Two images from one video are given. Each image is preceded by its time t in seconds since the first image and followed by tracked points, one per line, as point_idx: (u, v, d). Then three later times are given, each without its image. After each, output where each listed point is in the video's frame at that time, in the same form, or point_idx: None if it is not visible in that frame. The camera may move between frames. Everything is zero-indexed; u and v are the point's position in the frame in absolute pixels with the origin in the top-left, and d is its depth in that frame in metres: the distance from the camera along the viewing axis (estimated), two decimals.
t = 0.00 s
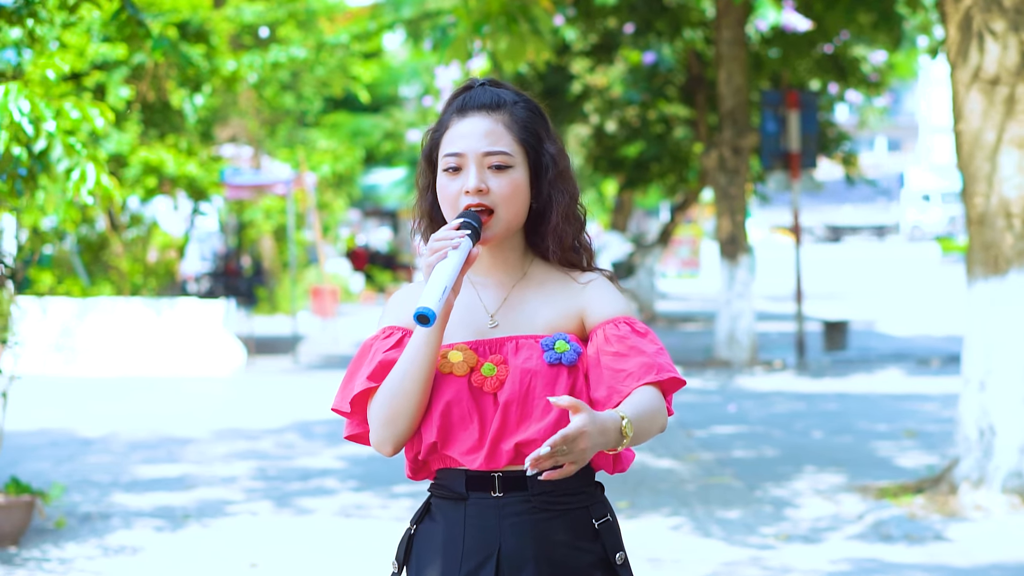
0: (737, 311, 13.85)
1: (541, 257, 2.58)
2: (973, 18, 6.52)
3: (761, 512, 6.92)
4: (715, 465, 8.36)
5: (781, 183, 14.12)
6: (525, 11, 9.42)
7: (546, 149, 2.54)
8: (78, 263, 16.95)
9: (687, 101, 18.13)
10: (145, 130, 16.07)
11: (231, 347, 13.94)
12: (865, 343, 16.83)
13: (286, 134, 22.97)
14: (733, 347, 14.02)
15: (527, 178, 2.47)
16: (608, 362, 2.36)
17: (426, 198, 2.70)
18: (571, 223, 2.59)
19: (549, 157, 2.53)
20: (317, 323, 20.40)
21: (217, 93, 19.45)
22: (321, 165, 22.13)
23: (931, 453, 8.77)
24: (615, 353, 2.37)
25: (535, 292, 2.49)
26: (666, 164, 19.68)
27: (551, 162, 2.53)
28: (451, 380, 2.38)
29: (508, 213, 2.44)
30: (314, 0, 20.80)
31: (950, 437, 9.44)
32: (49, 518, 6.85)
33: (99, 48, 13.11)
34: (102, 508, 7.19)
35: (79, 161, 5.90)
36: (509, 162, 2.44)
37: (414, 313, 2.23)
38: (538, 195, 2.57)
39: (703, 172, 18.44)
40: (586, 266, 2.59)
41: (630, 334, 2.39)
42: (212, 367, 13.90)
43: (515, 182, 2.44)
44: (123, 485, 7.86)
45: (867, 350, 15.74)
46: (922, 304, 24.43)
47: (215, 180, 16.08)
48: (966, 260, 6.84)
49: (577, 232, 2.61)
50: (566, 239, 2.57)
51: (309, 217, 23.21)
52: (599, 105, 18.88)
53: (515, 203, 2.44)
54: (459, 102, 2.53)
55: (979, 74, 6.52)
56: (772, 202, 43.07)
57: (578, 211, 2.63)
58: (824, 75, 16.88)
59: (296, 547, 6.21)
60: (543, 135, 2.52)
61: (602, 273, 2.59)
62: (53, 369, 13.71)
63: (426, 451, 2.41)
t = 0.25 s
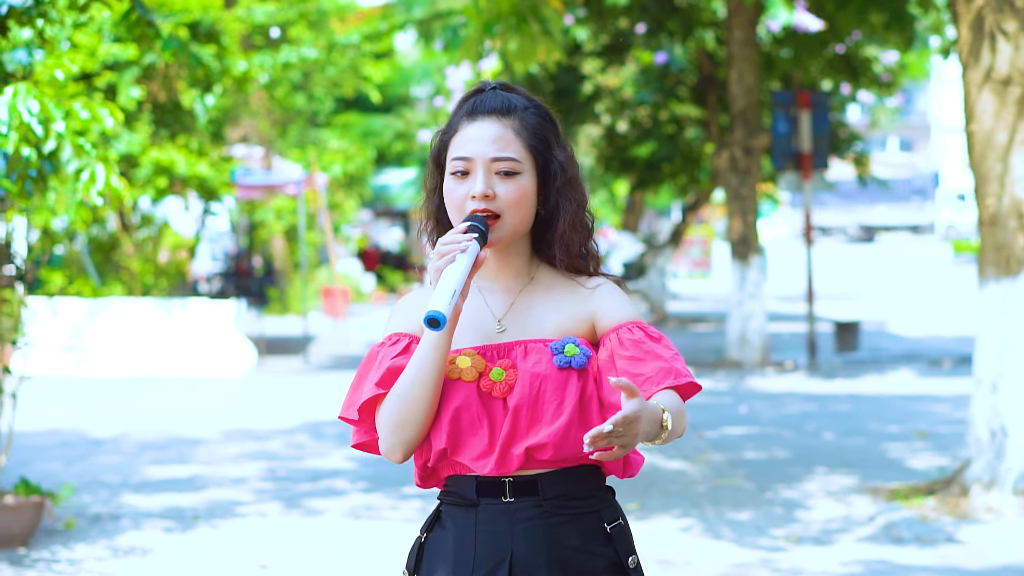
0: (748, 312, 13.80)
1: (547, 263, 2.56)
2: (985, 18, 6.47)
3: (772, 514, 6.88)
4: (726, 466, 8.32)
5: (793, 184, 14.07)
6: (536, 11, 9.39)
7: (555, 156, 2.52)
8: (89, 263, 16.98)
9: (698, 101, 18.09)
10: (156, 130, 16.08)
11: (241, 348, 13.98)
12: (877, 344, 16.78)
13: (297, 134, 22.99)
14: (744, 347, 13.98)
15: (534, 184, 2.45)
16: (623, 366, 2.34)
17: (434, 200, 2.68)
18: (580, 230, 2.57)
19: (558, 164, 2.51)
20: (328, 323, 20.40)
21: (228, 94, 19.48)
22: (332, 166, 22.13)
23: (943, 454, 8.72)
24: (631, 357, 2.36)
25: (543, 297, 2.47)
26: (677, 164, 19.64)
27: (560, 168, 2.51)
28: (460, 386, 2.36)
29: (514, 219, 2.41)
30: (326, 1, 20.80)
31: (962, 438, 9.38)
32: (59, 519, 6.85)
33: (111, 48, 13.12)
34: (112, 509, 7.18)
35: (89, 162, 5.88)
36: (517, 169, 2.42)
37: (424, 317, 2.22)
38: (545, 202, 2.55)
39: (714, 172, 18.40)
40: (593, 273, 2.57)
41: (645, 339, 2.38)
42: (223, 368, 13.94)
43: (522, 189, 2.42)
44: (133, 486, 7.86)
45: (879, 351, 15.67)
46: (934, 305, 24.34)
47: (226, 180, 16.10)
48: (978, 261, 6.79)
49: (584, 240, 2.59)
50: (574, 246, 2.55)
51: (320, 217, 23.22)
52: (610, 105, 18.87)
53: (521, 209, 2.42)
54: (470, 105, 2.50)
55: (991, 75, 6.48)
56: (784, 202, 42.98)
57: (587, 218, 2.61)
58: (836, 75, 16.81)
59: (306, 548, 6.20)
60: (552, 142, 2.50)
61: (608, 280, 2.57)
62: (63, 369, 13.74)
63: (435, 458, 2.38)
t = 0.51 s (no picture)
0: (759, 312, 13.75)
1: (555, 268, 2.54)
2: (996, 18, 6.41)
3: (782, 515, 6.83)
4: (736, 467, 8.29)
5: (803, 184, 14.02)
6: (546, 11, 9.36)
7: (564, 162, 2.50)
8: (99, 263, 16.99)
9: (708, 101, 18.04)
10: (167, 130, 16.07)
11: (252, 347, 13.97)
12: (887, 344, 16.71)
13: (308, 135, 22.99)
14: (755, 348, 13.93)
15: (543, 190, 2.43)
16: (638, 371, 2.32)
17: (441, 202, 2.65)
18: (587, 237, 2.55)
19: (567, 170, 2.49)
20: (337, 323, 20.39)
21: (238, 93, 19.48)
22: (342, 166, 22.12)
23: (954, 455, 8.66)
24: (646, 363, 2.33)
25: (552, 303, 2.45)
26: (687, 164, 19.61)
27: (569, 174, 2.49)
28: (469, 390, 2.33)
29: (522, 224, 2.39)
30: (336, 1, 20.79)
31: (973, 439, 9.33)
32: (68, 520, 6.84)
33: (121, 48, 13.13)
34: (121, 510, 7.17)
35: (98, 162, 5.86)
36: (526, 174, 2.40)
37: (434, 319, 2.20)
38: (553, 208, 2.53)
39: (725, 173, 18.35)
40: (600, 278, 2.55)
41: (660, 345, 2.36)
42: (233, 368, 13.93)
43: (531, 194, 2.39)
44: (142, 486, 7.85)
45: (890, 351, 15.61)
46: (945, 305, 24.24)
47: (236, 180, 16.12)
48: (989, 262, 6.74)
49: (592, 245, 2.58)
50: (582, 253, 2.53)
51: (330, 217, 23.22)
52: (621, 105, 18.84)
53: (530, 215, 2.39)
54: (480, 108, 2.48)
55: (1002, 75, 6.44)
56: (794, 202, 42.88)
57: (594, 224, 2.59)
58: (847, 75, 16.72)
59: (314, 549, 6.18)
60: (562, 148, 2.48)
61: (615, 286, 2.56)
62: (74, 369, 13.72)
63: (445, 463, 2.35)
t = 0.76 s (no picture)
0: (769, 312, 13.72)
1: (563, 269, 2.53)
2: (1007, 17, 6.37)
3: (792, 516, 6.81)
4: (746, 467, 8.26)
5: (813, 183, 13.96)
6: (555, 11, 9.34)
7: (573, 163, 2.49)
8: (109, 262, 17.03)
9: (719, 101, 18.00)
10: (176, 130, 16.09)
11: (261, 348, 14.03)
12: (898, 344, 16.67)
13: (317, 134, 23.00)
14: (765, 348, 13.89)
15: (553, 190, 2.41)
16: (654, 373, 2.32)
17: (449, 200, 2.64)
18: (597, 237, 2.55)
19: (577, 171, 2.49)
20: (347, 323, 20.40)
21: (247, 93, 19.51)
22: (352, 166, 22.13)
23: (965, 455, 8.62)
24: (661, 364, 2.33)
25: (562, 303, 2.44)
26: (697, 164, 19.60)
27: (579, 175, 2.50)
28: (481, 391, 2.31)
29: (532, 223, 2.37)
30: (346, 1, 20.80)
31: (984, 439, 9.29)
32: (77, 519, 6.84)
33: (131, 48, 13.15)
34: (131, 509, 7.17)
35: (107, 161, 5.86)
36: (536, 173, 2.38)
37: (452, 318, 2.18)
38: (563, 209, 2.53)
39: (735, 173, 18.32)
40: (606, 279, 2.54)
41: (676, 347, 2.36)
42: (243, 367, 13.97)
43: (541, 194, 2.38)
44: (152, 486, 7.85)
45: (901, 351, 15.56)
46: (956, 305, 24.16)
47: (245, 180, 16.14)
48: (1000, 262, 6.70)
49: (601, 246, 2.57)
50: (592, 254, 2.53)
51: (339, 217, 23.23)
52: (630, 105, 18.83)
53: (540, 214, 2.37)
54: (490, 107, 2.46)
55: (1013, 74, 6.40)
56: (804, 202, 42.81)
57: (602, 225, 2.58)
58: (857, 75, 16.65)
59: (324, 549, 6.17)
60: (572, 149, 2.47)
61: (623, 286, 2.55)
62: (84, 369, 13.71)
63: (456, 463, 2.32)
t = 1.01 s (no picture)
0: (779, 312, 13.70)
1: (572, 267, 2.52)
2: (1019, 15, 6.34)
3: (803, 515, 6.79)
4: (756, 467, 8.24)
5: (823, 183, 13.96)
6: (565, 9, 9.32)
7: (584, 159, 2.48)
8: (118, 262, 17.05)
9: (728, 100, 17.97)
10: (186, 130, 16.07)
11: (271, 346, 14.03)
12: (908, 344, 16.61)
13: (327, 134, 23.02)
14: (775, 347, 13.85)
15: (564, 186, 2.40)
16: (670, 372, 2.35)
17: (457, 196, 2.62)
18: (606, 235, 2.55)
19: (587, 168, 2.49)
20: (357, 323, 20.41)
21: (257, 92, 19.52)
22: (362, 165, 22.13)
23: (976, 455, 8.59)
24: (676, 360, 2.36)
25: (572, 299, 2.43)
26: (707, 164, 19.59)
27: (589, 172, 2.49)
28: (493, 388, 2.29)
29: (542, 219, 2.35)
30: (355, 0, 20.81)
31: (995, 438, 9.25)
32: (87, 518, 6.85)
33: (141, 47, 13.18)
34: (140, 508, 7.18)
35: (116, 160, 5.86)
36: (548, 169, 2.36)
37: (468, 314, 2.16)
38: (573, 207, 2.53)
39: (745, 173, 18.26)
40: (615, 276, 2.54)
41: (689, 345, 2.38)
42: (252, 367, 13.98)
43: (552, 190, 2.36)
44: (161, 485, 7.86)
45: (911, 351, 15.53)
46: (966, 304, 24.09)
47: (255, 180, 16.17)
48: (1013, 261, 6.68)
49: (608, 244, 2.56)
50: (603, 252, 2.53)
51: (349, 216, 23.26)
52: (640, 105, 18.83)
53: (550, 211, 2.36)
54: (502, 102, 2.45)
55: None
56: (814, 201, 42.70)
57: (611, 223, 2.58)
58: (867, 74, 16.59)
59: (333, 548, 6.17)
60: (583, 145, 2.46)
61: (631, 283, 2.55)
62: (92, 368, 13.74)
63: (467, 462, 2.30)
